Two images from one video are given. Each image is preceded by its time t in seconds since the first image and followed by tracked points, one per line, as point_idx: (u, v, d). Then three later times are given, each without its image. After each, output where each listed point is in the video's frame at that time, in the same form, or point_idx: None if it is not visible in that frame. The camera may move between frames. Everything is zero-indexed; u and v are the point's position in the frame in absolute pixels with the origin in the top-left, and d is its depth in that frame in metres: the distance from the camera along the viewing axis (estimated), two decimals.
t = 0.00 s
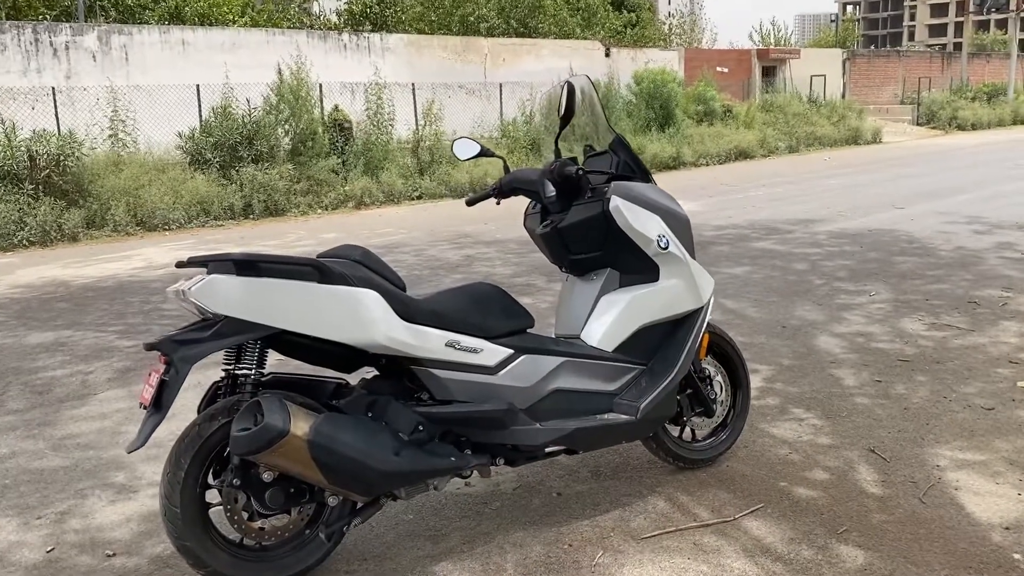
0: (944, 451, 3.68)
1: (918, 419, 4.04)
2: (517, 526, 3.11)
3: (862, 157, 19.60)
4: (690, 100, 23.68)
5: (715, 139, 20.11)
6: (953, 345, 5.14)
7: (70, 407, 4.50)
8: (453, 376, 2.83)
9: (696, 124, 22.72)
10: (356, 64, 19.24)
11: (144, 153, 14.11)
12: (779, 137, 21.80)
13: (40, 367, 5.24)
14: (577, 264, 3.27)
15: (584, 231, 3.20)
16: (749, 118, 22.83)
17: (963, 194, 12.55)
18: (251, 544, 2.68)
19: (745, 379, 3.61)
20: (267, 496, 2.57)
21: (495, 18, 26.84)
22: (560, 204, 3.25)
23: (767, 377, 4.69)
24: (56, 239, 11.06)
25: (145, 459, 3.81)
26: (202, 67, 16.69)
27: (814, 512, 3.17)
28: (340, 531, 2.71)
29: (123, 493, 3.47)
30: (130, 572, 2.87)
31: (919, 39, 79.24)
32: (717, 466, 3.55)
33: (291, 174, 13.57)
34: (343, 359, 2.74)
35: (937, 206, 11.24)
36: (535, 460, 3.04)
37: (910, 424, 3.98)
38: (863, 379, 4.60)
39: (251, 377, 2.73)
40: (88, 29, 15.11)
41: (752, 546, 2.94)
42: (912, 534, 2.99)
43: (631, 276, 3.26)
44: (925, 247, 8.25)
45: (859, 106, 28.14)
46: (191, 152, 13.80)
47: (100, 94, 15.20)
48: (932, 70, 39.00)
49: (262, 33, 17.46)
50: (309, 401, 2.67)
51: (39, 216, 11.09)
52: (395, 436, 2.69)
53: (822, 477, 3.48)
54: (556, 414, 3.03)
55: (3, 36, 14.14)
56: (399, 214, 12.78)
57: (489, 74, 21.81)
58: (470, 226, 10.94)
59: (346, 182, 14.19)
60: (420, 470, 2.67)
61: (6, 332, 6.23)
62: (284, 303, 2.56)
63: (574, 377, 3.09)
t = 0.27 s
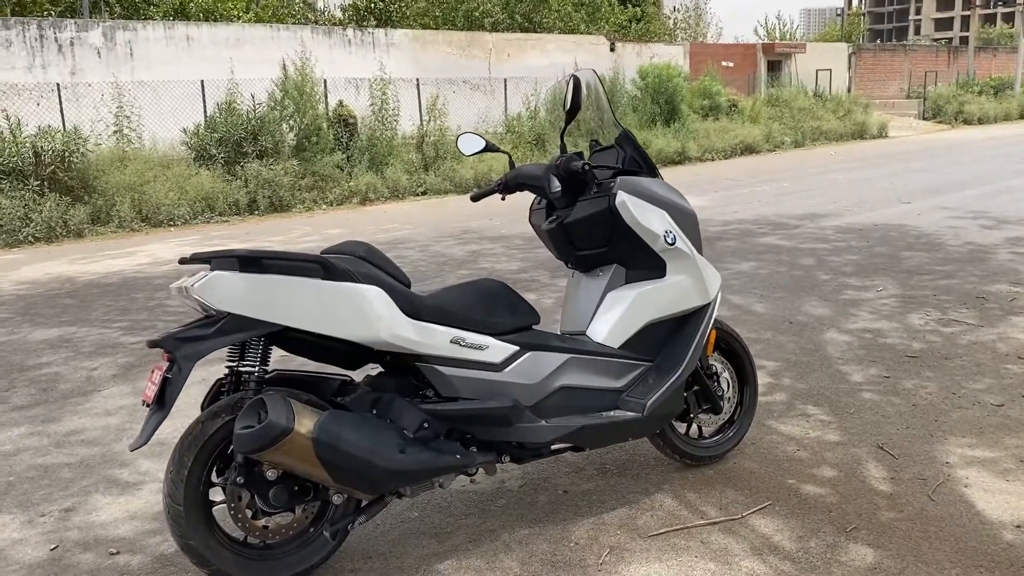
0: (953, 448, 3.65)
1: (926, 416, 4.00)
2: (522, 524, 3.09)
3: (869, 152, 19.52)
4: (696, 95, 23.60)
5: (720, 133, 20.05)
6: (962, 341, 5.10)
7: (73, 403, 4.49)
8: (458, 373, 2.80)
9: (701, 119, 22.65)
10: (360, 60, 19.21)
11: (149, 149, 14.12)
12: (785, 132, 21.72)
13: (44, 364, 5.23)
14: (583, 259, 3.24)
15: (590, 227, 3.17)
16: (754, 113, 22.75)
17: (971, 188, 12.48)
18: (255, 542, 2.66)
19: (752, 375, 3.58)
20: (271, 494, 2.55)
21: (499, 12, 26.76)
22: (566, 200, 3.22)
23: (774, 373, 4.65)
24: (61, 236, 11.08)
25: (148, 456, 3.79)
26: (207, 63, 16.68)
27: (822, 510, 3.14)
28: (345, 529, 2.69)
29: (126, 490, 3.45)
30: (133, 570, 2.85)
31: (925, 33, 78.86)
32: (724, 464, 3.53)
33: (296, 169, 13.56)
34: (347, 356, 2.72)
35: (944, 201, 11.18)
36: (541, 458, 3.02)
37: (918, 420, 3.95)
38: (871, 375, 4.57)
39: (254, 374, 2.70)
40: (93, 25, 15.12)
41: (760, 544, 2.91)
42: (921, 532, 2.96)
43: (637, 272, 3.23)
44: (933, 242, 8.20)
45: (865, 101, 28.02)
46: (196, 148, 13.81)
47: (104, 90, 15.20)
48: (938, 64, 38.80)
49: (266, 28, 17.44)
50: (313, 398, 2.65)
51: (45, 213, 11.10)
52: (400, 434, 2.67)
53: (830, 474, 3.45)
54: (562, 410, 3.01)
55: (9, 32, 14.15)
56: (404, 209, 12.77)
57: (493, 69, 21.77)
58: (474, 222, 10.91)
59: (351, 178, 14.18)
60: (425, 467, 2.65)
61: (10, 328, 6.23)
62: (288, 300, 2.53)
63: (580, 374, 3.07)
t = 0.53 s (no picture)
0: (963, 447, 3.58)
1: (935, 413, 3.93)
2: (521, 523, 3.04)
3: (881, 145, 19.34)
4: (706, 88, 23.44)
5: (730, 126, 19.91)
6: (973, 336, 5.01)
7: (74, 399, 4.46)
8: (455, 369, 2.75)
9: (711, 112, 22.50)
10: (368, 53, 19.15)
11: (157, 143, 14.14)
12: (795, 125, 21.55)
13: (46, 358, 5.21)
14: (584, 255, 3.19)
15: (590, 223, 3.11)
16: (765, 106, 22.58)
17: (985, 181, 12.33)
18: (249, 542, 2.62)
19: (757, 371, 3.53)
20: (264, 492, 2.51)
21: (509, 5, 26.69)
22: (567, 194, 3.17)
23: (781, 370, 4.58)
24: (69, 230, 11.10)
25: (146, 452, 3.76)
26: (215, 56, 16.66)
27: (827, 509, 3.08)
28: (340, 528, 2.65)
29: (122, 487, 3.42)
30: (127, 569, 2.82)
31: (939, 24, 78.18)
32: (727, 462, 3.47)
33: (304, 163, 13.54)
34: (342, 352, 2.67)
35: (957, 195, 11.05)
36: (540, 455, 2.97)
37: (927, 418, 3.87)
38: (880, 372, 4.49)
39: (246, 371, 2.66)
40: (102, 19, 15.13)
41: (762, 545, 2.85)
42: (928, 533, 2.90)
43: (639, 267, 3.16)
44: (945, 236, 8.09)
45: (877, 93, 27.78)
46: (204, 142, 13.81)
47: (112, 84, 15.20)
48: (951, 56, 38.43)
49: (275, 22, 17.39)
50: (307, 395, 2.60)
51: (53, 207, 11.12)
52: (395, 432, 2.62)
53: (836, 473, 3.39)
54: (561, 408, 2.95)
55: (17, 26, 14.17)
56: (411, 203, 12.73)
57: (502, 62, 21.68)
58: (481, 216, 10.86)
59: (358, 171, 14.15)
60: (421, 466, 2.60)
61: (13, 323, 6.22)
62: (281, 296, 2.49)
63: (580, 371, 3.01)
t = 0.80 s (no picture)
0: (970, 452, 3.45)
1: (943, 416, 3.80)
2: (508, 531, 2.95)
3: (898, 138, 19.06)
4: (721, 81, 23.19)
5: (745, 120, 19.69)
6: (986, 336, 4.87)
7: (65, 397, 4.41)
8: (437, 373, 2.66)
9: (726, 106, 22.27)
10: (380, 47, 19.05)
11: (167, 138, 14.15)
12: (811, 118, 21.28)
13: (42, 355, 5.18)
14: (575, 252, 3.08)
15: (582, 219, 3.00)
16: (781, 99, 22.32)
17: (1004, 176, 12.09)
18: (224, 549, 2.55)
19: (756, 373, 3.41)
20: (237, 499, 2.43)
21: None
22: (558, 189, 3.06)
23: (785, 370, 4.46)
24: (79, 225, 11.09)
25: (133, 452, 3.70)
26: (227, 51, 16.63)
27: (826, 518, 2.97)
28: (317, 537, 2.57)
29: (105, 489, 3.35)
30: None
31: (961, 16, 77.14)
32: (724, 468, 3.36)
33: (314, 158, 13.49)
34: (320, 354, 2.59)
35: (975, 189, 10.83)
36: (528, 461, 2.88)
37: (934, 421, 3.75)
38: (887, 373, 4.36)
39: (221, 374, 2.58)
40: (115, 14, 15.12)
41: (757, 555, 2.74)
42: (931, 543, 2.79)
43: (632, 266, 3.04)
44: (960, 232, 7.92)
45: (895, 86, 27.42)
46: (214, 137, 13.80)
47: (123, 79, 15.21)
48: (972, 49, 37.89)
49: (287, 16, 17.32)
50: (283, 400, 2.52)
51: (62, 202, 11.13)
52: (374, 438, 2.53)
53: (837, 479, 3.27)
54: (549, 412, 2.86)
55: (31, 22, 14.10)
56: (420, 198, 12.65)
57: (515, 56, 21.55)
58: (490, 211, 10.76)
59: (369, 166, 14.09)
60: (399, 473, 2.51)
61: (13, 319, 6.19)
62: (254, 297, 2.40)
63: (569, 373, 2.91)
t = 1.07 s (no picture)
0: (981, 468, 3.27)
1: (955, 428, 3.61)
2: (487, 549, 2.81)
3: (925, 132, 18.65)
4: (743, 73, 22.82)
5: (767, 113, 19.36)
6: (1004, 342, 4.65)
7: (51, 398, 4.34)
8: (408, 386, 2.53)
9: (749, 98, 21.92)
10: (399, 40, 18.88)
11: (183, 132, 14.14)
12: (836, 111, 20.89)
13: (35, 354, 5.12)
14: (560, 256, 2.94)
15: (566, 222, 2.86)
16: (804, 92, 21.94)
17: None
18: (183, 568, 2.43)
19: (753, 383, 3.25)
20: (194, 517, 2.31)
21: None
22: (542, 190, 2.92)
23: (790, 377, 4.28)
24: (92, 219, 11.08)
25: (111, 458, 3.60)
26: (244, 44, 16.55)
27: (823, 539, 2.81)
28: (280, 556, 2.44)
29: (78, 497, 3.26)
30: None
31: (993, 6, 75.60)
32: (719, 482, 3.20)
33: (328, 153, 13.42)
34: (284, 365, 2.46)
35: (1001, 185, 10.51)
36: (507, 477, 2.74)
37: (945, 434, 3.56)
38: (898, 381, 4.17)
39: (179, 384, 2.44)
40: (133, 8, 15.14)
41: None
42: (934, 569, 2.62)
43: (619, 271, 2.91)
44: (983, 230, 7.66)
45: (923, 79, 26.87)
46: (229, 131, 13.77)
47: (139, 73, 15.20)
48: (1003, 40, 37.07)
49: (306, 9, 17.20)
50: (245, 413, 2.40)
51: (75, 196, 11.13)
52: (339, 454, 2.41)
53: (838, 495, 3.11)
54: (529, 426, 2.72)
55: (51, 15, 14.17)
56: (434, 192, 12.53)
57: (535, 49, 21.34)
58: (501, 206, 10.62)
59: (384, 160, 13.98)
60: (365, 491, 2.39)
61: (13, 316, 6.14)
62: (210, 305, 2.28)
63: (552, 385, 2.77)
